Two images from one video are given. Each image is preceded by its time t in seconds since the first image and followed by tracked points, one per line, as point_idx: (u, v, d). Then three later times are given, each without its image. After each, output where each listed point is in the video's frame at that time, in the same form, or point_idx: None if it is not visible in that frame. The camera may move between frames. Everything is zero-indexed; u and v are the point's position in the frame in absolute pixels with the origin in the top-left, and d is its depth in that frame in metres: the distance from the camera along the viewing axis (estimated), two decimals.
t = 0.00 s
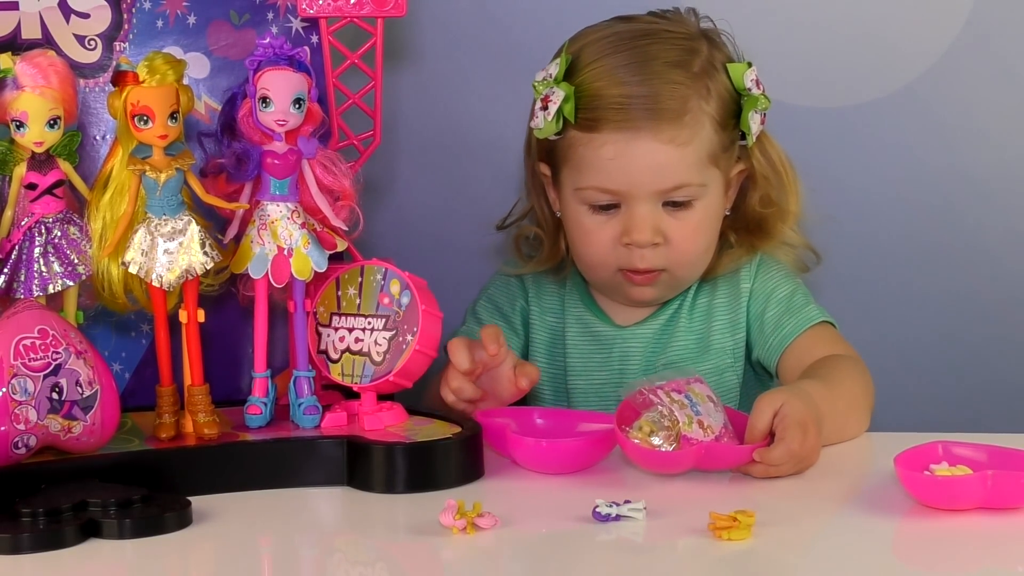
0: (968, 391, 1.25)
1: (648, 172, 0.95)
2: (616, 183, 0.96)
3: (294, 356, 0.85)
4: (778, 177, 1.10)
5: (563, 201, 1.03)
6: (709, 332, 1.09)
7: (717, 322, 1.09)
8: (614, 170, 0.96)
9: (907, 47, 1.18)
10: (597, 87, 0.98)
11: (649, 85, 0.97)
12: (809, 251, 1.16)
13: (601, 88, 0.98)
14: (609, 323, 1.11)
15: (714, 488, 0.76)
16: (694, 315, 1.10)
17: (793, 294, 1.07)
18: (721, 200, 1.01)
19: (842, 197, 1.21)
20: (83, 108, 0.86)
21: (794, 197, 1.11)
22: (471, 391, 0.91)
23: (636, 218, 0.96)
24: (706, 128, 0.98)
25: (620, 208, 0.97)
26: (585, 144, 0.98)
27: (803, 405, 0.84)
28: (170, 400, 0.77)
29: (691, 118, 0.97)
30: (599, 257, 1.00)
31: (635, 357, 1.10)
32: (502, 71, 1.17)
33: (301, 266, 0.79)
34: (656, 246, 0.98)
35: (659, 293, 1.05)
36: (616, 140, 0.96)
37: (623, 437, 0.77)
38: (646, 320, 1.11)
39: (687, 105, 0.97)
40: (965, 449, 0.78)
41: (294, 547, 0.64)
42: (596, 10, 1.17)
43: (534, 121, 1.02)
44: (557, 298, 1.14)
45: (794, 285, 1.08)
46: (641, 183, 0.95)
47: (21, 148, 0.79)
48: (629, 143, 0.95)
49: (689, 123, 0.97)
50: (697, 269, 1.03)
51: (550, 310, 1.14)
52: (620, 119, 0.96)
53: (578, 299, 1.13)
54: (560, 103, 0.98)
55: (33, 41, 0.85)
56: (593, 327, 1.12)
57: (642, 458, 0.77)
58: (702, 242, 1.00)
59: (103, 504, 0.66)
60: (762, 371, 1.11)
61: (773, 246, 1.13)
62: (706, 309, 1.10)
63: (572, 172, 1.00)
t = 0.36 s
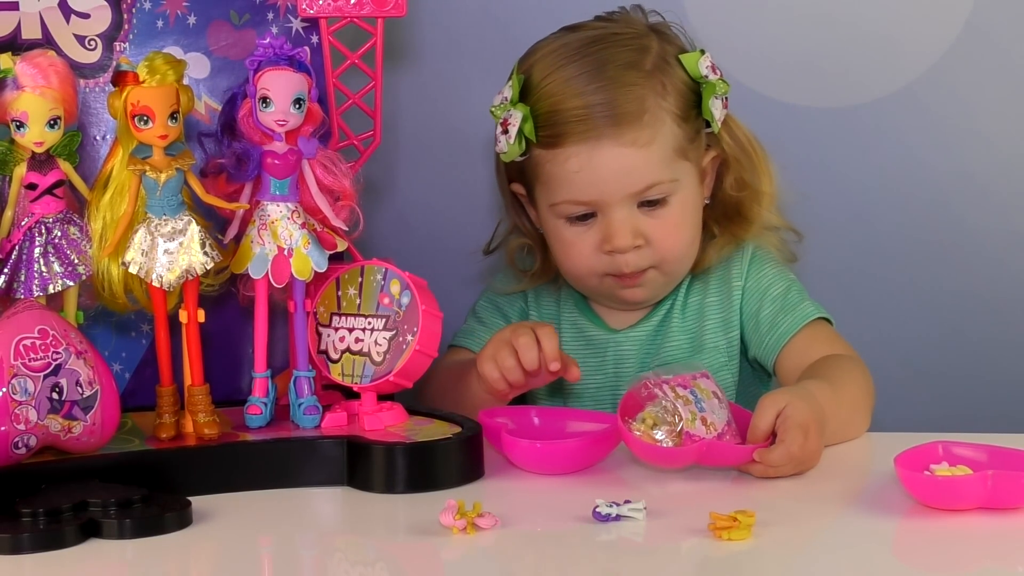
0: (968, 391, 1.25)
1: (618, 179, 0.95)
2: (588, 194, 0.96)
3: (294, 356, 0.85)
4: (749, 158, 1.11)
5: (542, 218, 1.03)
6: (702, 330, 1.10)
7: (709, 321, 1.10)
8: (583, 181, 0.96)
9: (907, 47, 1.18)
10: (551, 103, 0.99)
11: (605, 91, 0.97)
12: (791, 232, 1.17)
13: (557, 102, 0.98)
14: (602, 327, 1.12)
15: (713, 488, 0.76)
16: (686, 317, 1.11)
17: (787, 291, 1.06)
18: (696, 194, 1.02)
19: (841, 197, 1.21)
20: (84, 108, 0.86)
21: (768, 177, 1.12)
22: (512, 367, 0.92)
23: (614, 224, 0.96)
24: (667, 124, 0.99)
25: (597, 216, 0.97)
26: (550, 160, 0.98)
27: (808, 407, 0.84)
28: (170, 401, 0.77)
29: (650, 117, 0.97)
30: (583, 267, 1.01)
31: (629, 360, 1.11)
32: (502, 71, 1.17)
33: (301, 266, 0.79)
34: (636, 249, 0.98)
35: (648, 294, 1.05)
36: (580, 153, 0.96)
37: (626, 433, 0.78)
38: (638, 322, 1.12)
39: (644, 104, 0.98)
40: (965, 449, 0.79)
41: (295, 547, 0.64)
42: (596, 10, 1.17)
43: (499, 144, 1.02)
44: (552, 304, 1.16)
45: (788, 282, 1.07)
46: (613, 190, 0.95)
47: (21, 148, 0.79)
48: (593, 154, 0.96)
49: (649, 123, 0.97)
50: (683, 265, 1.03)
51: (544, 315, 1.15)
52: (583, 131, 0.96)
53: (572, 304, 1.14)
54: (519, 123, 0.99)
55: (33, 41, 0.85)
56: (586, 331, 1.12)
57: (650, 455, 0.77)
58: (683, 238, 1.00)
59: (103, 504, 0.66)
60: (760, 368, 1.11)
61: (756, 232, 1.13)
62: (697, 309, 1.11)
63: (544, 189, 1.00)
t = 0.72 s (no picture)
0: (968, 391, 1.25)
1: (608, 173, 0.95)
2: (578, 188, 0.96)
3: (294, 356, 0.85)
4: (740, 157, 1.11)
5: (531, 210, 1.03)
6: (698, 331, 1.10)
7: (705, 322, 1.10)
8: (573, 175, 0.96)
9: (907, 47, 1.18)
10: (544, 96, 0.98)
11: (598, 86, 0.97)
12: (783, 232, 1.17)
13: (550, 95, 0.98)
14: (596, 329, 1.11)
15: (714, 488, 0.76)
16: (681, 319, 1.11)
17: (782, 291, 1.06)
18: (687, 191, 1.02)
19: (842, 197, 1.21)
20: (83, 109, 0.86)
21: (759, 177, 1.12)
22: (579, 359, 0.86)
23: (603, 219, 0.96)
24: (660, 121, 0.99)
25: (587, 210, 0.97)
26: (541, 153, 0.98)
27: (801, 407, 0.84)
28: (170, 401, 0.77)
29: (643, 113, 0.97)
30: (572, 261, 1.01)
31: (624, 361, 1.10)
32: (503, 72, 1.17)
33: (301, 266, 0.79)
34: (625, 245, 0.98)
35: (637, 290, 1.05)
36: (571, 146, 0.96)
37: (621, 441, 0.78)
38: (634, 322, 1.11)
39: (637, 100, 0.97)
40: (965, 449, 0.79)
41: (294, 547, 0.64)
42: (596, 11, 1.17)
43: (491, 136, 1.02)
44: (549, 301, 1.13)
45: (782, 282, 1.07)
46: (603, 185, 0.95)
47: (21, 148, 0.79)
48: (583, 148, 0.96)
49: (641, 119, 0.97)
50: (671, 262, 1.03)
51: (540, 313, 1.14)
52: (575, 124, 0.96)
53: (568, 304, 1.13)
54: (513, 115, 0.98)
55: (33, 41, 0.85)
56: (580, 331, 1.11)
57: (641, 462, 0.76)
58: (672, 234, 1.00)
59: (103, 504, 0.66)
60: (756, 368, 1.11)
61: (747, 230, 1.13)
62: (692, 310, 1.10)
63: (534, 181, 1.00)
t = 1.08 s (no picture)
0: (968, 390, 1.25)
1: (633, 167, 0.95)
2: (601, 179, 0.96)
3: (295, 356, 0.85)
4: (755, 167, 1.10)
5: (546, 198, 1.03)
6: (702, 334, 1.10)
7: (709, 325, 1.10)
8: (597, 166, 0.96)
9: (907, 46, 1.18)
10: (574, 85, 0.98)
11: (628, 79, 0.97)
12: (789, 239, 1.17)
13: (579, 86, 0.98)
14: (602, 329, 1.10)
15: (714, 488, 0.76)
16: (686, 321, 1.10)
17: (785, 293, 1.07)
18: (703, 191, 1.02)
19: (842, 196, 1.21)
20: (83, 109, 0.86)
21: (770, 187, 1.12)
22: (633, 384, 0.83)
23: (622, 213, 0.96)
24: (686, 120, 0.99)
25: (605, 203, 0.97)
26: (566, 141, 0.98)
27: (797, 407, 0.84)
28: (170, 401, 0.77)
29: (670, 110, 0.98)
30: (583, 254, 1.00)
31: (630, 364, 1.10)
32: (503, 72, 1.17)
33: (301, 266, 0.79)
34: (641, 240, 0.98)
35: (644, 287, 1.05)
36: (598, 135, 0.96)
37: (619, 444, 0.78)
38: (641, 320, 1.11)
39: (665, 97, 0.98)
40: (965, 449, 0.78)
41: (294, 547, 0.64)
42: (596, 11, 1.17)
43: (515, 120, 1.01)
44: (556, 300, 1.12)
45: (785, 285, 1.07)
46: (626, 178, 0.95)
47: (21, 148, 0.79)
48: (609, 139, 0.95)
49: (669, 116, 0.97)
50: (681, 261, 1.03)
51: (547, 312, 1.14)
52: (604, 115, 0.96)
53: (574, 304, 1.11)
54: (541, 101, 0.98)
55: (33, 41, 0.85)
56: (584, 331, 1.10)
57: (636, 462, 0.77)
58: (689, 233, 1.00)
59: (103, 504, 0.66)
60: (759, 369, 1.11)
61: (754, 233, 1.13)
62: (696, 313, 1.10)
63: (555, 169, 1.00)
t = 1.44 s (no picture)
0: (968, 390, 1.25)
1: (653, 170, 0.95)
2: (620, 180, 0.96)
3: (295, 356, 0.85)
4: (769, 179, 1.10)
5: (560, 194, 1.02)
6: (708, 335, 1.09)
7: (715, 326, 1.09)
8: (616, 166, 0.96)
9: (907, 46, 1.18)
10: (597, 84, 0.98)
11: (651, 82, 0.97)
12: (798, 249, 1.16)
13: (602, 86, 0.98)
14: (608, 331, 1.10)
15: (714, 487, 0.76)
16: (693, 322, 1.10)
17: (790, 296, 1.07)
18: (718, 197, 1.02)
19: (842, 196, 1.21)
20: (83, 109, 0.86)
21: (783, 197, 1.12)
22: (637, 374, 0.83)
23: (638, 215, 0.96)
24: (707, 126, 0.99)
25: (620, 204, 0.97)
26: (586, 139, 0.98)
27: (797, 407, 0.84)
28: (170, 401, 0.77)
29: (691, 116, 0.98)
30: (594, 254, 1.00)
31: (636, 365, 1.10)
32: (503, 72, 1.17)
33: (301, 266, 0.79)
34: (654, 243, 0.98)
35: (652, 289, 1.05)
36: (620, 135, 0.96)
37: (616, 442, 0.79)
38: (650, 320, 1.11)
39: (688, 103, 0.98)
40: (966, 449, 0.78)
41: (295, 547, 0.64)
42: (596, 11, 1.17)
43: (534, 115, 1.01)
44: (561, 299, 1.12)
45: (790, 288, 1.08)
46: (644, 180, 0.95)
47: (21, 148, 0.79)
48: (631, 140, 0.95)
49: (691, 122, 0.97)
50: (692, 266, 1.03)
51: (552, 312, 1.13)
52: (626, 116, 0.96)
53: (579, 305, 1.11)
54: (564, 98, 0.98)
55: (33, 41, 0.85)
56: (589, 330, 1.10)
57: (631, 459, 0.77)
58: (702, 238, 1.00)
59: (103, 504, 0.66)
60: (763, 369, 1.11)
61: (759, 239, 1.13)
62: (703, 314, 1.10)
63: (573, 166, 1.00)
